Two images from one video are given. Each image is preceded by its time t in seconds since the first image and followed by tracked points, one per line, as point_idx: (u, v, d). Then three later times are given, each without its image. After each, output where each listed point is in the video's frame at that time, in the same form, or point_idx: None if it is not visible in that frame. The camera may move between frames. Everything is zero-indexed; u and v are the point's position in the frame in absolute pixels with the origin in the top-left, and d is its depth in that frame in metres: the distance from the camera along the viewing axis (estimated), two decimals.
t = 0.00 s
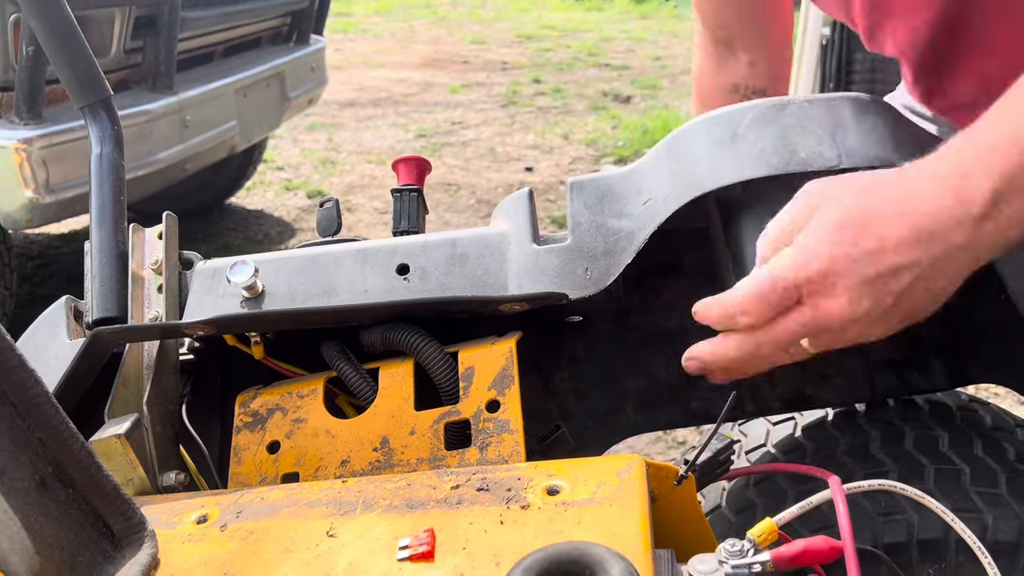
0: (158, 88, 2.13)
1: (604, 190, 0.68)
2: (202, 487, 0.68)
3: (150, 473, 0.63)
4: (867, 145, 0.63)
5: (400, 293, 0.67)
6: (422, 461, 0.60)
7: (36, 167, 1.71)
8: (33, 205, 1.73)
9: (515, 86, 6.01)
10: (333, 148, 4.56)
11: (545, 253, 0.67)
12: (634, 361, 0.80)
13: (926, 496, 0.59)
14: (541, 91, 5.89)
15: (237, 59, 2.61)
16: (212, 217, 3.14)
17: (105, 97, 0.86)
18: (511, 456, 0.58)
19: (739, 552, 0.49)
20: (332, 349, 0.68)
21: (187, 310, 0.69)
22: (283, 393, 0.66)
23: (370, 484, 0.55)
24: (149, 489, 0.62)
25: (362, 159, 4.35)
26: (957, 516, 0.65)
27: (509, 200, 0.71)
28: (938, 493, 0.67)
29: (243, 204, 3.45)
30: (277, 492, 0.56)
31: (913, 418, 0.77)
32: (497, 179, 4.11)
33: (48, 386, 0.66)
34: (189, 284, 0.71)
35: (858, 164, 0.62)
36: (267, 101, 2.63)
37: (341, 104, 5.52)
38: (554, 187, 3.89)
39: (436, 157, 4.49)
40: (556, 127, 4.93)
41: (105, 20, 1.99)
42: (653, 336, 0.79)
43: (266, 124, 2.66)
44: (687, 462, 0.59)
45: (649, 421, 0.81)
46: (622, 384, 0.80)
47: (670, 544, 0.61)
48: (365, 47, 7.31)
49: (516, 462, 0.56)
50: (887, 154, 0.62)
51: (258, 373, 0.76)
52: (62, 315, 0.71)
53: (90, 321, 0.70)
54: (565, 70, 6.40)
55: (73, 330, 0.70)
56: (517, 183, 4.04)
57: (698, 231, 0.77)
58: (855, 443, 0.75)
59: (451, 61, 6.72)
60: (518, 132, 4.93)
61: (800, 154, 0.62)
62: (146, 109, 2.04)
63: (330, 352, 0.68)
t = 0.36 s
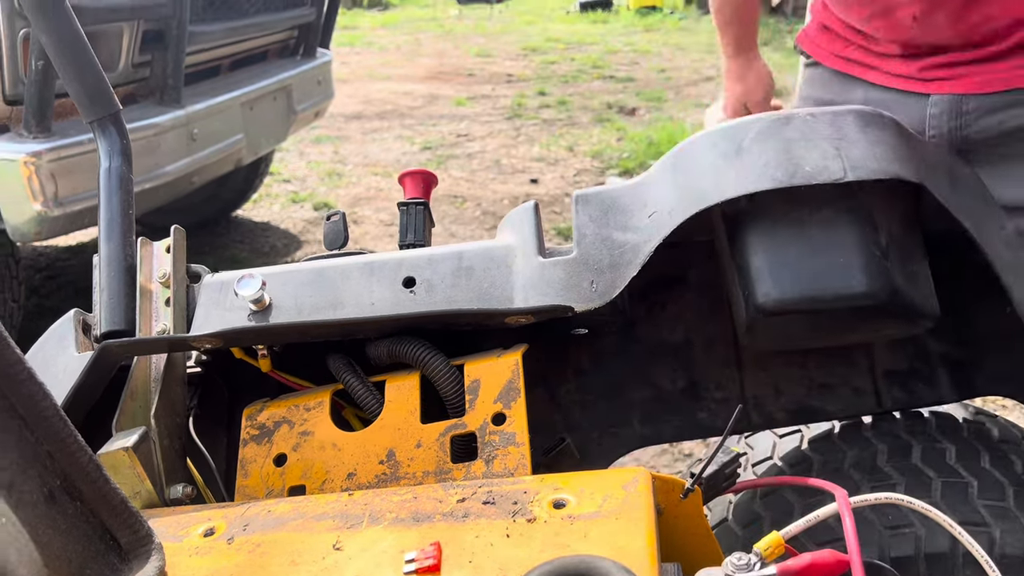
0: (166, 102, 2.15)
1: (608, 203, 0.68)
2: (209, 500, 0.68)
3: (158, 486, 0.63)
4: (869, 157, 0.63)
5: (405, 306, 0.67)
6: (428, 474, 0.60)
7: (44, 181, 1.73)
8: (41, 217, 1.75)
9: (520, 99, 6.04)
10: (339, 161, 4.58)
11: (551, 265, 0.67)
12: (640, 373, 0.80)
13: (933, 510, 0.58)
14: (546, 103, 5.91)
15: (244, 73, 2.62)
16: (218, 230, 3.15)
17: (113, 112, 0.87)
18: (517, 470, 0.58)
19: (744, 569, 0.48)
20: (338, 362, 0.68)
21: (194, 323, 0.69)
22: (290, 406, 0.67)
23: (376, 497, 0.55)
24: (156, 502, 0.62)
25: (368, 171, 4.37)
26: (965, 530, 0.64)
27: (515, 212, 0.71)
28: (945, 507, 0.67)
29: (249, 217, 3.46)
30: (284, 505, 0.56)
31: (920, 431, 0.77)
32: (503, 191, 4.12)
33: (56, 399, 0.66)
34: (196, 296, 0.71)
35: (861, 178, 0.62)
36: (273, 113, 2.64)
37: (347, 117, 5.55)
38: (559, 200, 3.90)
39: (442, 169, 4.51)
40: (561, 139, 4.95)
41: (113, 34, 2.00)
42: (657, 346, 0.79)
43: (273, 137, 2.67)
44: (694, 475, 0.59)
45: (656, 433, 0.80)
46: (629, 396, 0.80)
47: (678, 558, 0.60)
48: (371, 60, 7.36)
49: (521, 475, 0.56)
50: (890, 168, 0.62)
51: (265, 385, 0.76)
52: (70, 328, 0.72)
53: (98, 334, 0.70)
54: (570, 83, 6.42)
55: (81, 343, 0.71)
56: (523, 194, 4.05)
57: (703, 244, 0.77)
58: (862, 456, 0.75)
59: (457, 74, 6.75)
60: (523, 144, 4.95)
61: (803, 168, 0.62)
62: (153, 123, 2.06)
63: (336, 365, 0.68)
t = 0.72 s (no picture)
0: (178, 148, 2.19)
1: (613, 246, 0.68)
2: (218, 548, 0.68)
3: (166, 535, 0.63)
4: (871, 200, 0.63)
5: (412, 352, 0.67)
6: (435, 521, 0.60)
7: (59, 227, 1.77)
8: (54, 263, 1.78)
9: (528, 138, 6.10)
10: (350, 202, 4.63)
11: (556, 309, 0.68)
12: (649, 415, 0.79)
13: (944, 554, 0.58)
14: (553, 142, 5.97)
15: (255, 118, 2.68)
16: (230, 271, 3.18)
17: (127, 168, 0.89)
18: (524, 516, 0.58)
19: None
20: (346, 409, 0.69)
21: (205, 369, 0.70)
22: (298, 453, 0.67)
23: (383, 545, 0.55)
24: (164, 551, 0.62)
25: (378, 212, 4.41)
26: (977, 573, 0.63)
27: (519, 257, 0.72)
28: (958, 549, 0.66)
29: (261, 258, 3.50)
30: (291, 554, 0.56)
31: (932, 471, 0.76)
32: (511, 229, 4.15)
33: (66, 450, 0.67)
34: (206, 344, 0.72)
35: (863, 221, 0.62)
36: (284, 157, 2.69)
37: (357, 158, 5.62)
38: (567, 237, 3.92)
39: (451, 208, 4.54)
40: (569, 177, 4.98)
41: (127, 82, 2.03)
42: (664, 389, 0.79)
43: (284, 180, 2.71)
44: (702, 521, 0.59)
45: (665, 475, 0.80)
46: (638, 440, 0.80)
47: None
48: (381, 102, 7.47)
49: (528, 523, 0.56)
50: (892, 211, 0.62)
51: (273, 432, 0.77)
52: (81, 377, 0.72)
53: (109, 382, 0.71)
54: (578, 122, 6.49)
55: (92, 392, 0.71)
56: (531, 232, 4.07)
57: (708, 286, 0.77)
58: (873, 497, 0.74)
59: (465, 115, 6.85)
60: (531, 183, 4.99)
61: (805, 212, 0.63)
62: (165, 168, 2.08)
63: (343, 412, 0.68)
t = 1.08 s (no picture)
0: (219, 233, 2.37)
1: (592, 339, 0.82)
2: None
3: None
4: (800, 301, 0.76)
5: (428, 433, 0.81)
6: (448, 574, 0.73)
7: (113, 311, 1.95)
8: (109, 344, 1.96)
9: (548, 202, 6.30)
10: (376, 271, 4.83)
11: (546, 395, 0.82)
12: (634, 482, 0.92)
13: None
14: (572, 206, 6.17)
15: (288, 200, 2.89)
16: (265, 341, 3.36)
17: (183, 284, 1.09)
18: (518, 570, 0.71)
19: None
20: (375, 481, 0.82)
21: (259, 449, 0.83)
22: (337, 518, 0.81)
23: None
24: None
25: (404, 280, 4.60)
26: None
27: (516, 350, 0.86)
28: None
29: (294, 328, 3.68)
30: None
31: (878, 526, 0.89)
32: (532, 293, 4.31)
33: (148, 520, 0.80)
34: (260, 430, 0.85)
35: (793, 319, 0.75)
36: (315, 236, 2.88)
37: (384, 227, 5.85)
38: (586, 301, 4.07)
39: (474, 274, 4.72)
40: (587, 240, 5.16)
41: (173, 177, 2.24)
42: (648, 458, 0.91)
43: (316, 258, 2.90)
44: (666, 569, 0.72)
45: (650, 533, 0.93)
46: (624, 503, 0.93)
47: None
48: (406, 171, 7.76)
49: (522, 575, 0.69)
50: (817, 310, 0.76)
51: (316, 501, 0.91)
52: (157, 459, 0.87)
53: (181, 462, 0.86)
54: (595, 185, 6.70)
55: (166, 471, 0.85)
56: (550, 296, 4.22)
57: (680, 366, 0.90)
58: (826, 550, 0.86)
59: (487, 181, 7.10)
60: (550, 247, 5.17)
61: (745, 312, 0.76)
62: (209, 253, 2.28)
63: (373, 483, 0.82)
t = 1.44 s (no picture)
0: (283, 286, 2.66)
1: (594, 425, 1.06)
2: None
3: None
4: (752, 397, 0.99)
5: (465, 495, 1.04)
6: None
7: (193, 361, 2.24)
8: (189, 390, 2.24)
9: (584, 235, 6.53)
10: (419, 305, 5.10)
11: (557, 466, 1.05)
12: (632, 531, 1.14)
13: None
14: (608, 238, 6.40)
15: (342, 251, 3.18)
16: (318, 375, 3.64)
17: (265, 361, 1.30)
18: None
19: None
20: (425, 532, 1.05)
21: (335, 506, 1.07)
22: (397, 561, 1.04)
23: None
24: None
25: (447, 314, 4.87)
26: None
27: (536, 428, 1.10)
28: None
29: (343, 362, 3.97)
30: None
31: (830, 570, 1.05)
32: (566, 328, 4.54)
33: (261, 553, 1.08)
34: (337, 489, 1.09)
35: (745, 411, 0.98)
36: (366, 283, 3.16)
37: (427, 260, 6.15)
38: (618, 336, 4.29)
39: (512, 308, 4.97)
40: (621, 275, 5.38)
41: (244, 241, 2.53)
42: (640, 514, 1.13)
43: (366, 303, 3.18)
44: None
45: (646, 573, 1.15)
46: (626, 549, 1.14)
47: None
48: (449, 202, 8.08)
49: None
50: (765, 404, 0.98)
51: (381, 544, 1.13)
52: (257, 512, 1.12)
53: (275, 514, 1.11)
54: (630, 218, 6.92)
55: (266, 522, 1.11)
56: (584, 331, 4.45)
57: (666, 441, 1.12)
58: None
59: (526, 213, 7.36)
60: (584, 281, 5.40)
61: (709, 405, 0.99)
62: (275, 307, 2.56)
63: (424, 534, 1.05)
